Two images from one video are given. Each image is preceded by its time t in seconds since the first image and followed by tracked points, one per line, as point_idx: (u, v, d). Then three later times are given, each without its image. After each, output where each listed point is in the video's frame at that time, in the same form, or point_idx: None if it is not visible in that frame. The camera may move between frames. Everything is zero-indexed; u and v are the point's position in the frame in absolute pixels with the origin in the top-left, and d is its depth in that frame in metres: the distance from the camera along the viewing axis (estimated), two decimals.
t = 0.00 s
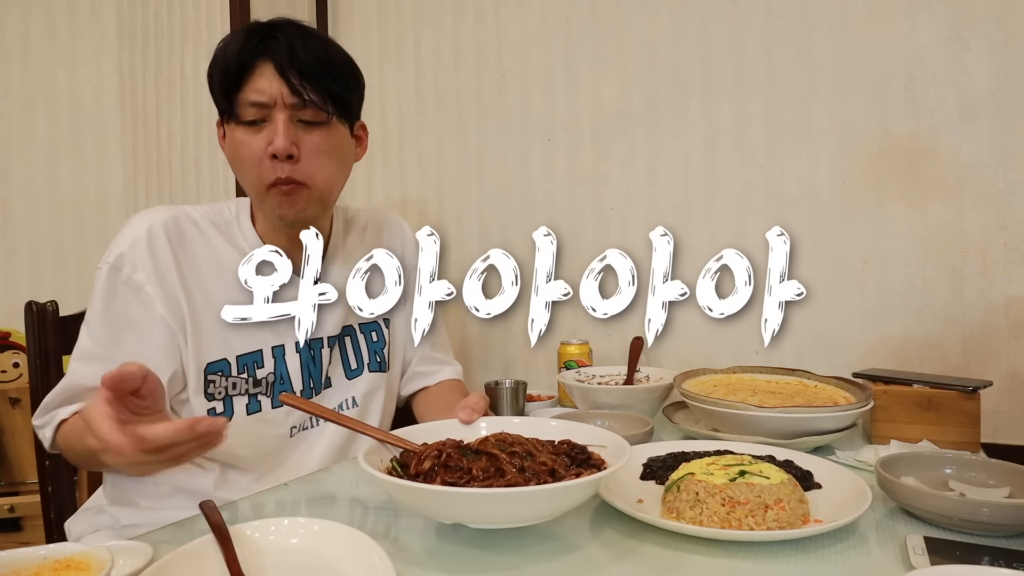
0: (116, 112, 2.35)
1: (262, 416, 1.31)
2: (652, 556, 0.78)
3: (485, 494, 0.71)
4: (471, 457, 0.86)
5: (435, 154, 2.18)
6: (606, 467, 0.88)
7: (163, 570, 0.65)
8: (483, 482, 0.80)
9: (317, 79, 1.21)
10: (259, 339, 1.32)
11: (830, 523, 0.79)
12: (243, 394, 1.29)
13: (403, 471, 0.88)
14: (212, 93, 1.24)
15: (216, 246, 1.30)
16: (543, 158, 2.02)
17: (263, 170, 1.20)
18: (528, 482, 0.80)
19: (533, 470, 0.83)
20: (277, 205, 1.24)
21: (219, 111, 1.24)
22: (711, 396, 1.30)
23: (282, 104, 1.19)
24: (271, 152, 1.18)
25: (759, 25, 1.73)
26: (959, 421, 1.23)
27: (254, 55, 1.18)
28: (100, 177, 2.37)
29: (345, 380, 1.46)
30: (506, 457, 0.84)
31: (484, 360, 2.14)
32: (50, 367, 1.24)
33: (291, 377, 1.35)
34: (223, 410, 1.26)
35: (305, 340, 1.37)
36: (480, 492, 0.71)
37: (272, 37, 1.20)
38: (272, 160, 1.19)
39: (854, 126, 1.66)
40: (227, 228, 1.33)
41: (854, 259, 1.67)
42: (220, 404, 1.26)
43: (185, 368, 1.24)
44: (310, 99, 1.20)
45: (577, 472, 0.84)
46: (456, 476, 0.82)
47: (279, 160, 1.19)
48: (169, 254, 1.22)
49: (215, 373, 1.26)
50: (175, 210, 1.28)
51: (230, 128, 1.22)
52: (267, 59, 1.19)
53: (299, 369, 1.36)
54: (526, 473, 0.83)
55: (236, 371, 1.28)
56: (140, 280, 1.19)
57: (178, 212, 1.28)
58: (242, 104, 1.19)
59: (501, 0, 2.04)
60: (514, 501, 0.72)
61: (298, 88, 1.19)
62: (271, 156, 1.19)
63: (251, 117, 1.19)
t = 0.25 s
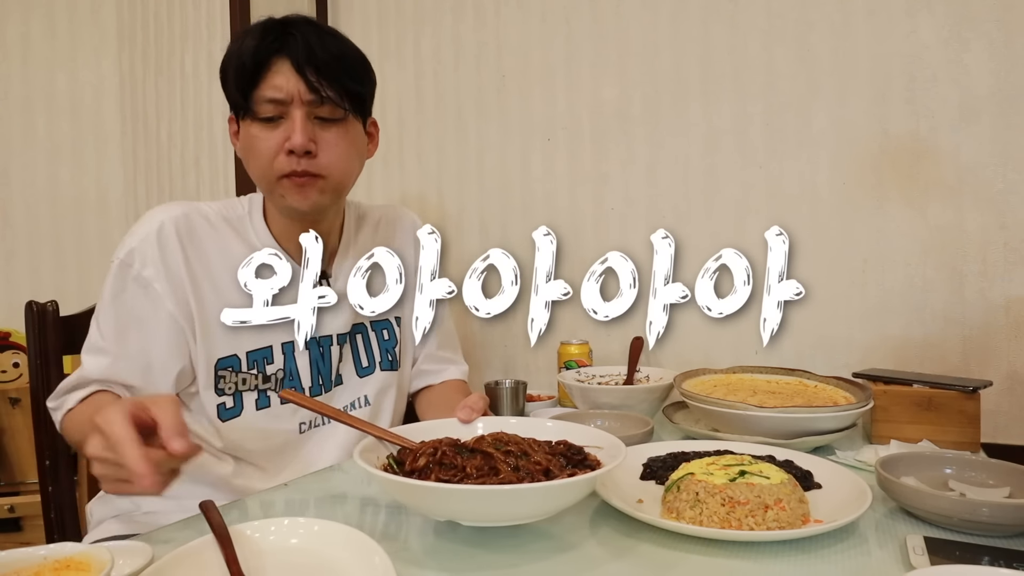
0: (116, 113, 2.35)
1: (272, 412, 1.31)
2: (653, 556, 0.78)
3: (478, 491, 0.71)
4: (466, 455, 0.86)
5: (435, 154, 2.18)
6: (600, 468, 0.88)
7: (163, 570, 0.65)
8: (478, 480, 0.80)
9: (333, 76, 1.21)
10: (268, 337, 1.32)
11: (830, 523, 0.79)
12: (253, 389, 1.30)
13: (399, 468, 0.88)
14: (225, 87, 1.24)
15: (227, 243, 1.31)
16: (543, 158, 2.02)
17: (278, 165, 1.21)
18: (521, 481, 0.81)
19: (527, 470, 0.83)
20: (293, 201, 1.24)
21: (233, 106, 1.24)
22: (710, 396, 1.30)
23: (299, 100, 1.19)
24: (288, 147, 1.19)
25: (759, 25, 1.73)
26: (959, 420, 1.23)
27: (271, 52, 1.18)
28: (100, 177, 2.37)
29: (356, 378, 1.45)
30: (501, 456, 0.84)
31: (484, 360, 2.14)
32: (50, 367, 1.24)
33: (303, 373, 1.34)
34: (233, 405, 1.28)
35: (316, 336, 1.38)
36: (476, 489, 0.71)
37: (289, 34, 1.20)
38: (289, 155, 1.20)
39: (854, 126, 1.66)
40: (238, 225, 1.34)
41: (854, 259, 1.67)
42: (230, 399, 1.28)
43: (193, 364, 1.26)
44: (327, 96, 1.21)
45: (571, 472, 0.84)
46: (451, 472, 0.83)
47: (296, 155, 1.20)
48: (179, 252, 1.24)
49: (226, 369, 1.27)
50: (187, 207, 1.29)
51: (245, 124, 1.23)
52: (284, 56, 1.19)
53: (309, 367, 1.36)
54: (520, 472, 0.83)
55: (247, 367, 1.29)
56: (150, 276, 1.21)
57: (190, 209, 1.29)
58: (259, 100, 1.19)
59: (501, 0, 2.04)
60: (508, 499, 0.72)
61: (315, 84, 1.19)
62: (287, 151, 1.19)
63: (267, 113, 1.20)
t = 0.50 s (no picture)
0: (116, 113, 2.35)
1: (281, 417, 1.30)
2: (653, 555, 0.78)
3: (470, 487, 0.71)
4: (471, 453, 0.86)
5: (435, 154, 2.18)
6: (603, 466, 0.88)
7: (162, 570, 0.65)
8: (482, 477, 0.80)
9: (374, 88, 1.23)
10: (276, 341, 1.30)
11: (830, 523, 0.79)
12: (262, 394, 1.29)
13: (403, 466, 0.88)
14: (259, 87, 1.21)
15: (234, 249, 1.29)
16: (543, 158, 2.02)
17: (317, 171, 1.20)
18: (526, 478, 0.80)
19: (531, 468, 0.83)
20: (327, 208, 1.23)
21: (264, 107, 1.21)
22: (711, 396, 1.30)
23: (343, 108, 1.20)
24: (331, 154, 1.18)
25: (759, 25, 1.73)
26: (960, 421, 1.23)
27: (316, 59, 1.17)
28: (100, 177, 2.37)
29: (361, 379, 1.46)
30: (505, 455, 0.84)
31: (484, 360, 2.13)
32: (50, 367, 1.24)
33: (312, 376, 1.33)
34: (243, 411, 1.27)
35: (324, 339, 1.36)
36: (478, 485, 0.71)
37: (334, 43, 1.20)
38: (330, 162, 1.20)
39: (854, 127, 1.66)
40: (242, 229, 1.32)
41: (854, 259, 1.67)
42: (240, 405, 1.27)
43: (201, 371, 1.24)
44: (369, 107, 1.23)
45: (576, 470, 0.84)
46: (457, 471, 0.83)
47: (337, 162, 1.19)
48: (189, 259, 1.21)
49: (235, 375, 1.26)
50: (192, 211, 1.26)
51: (280, 126, 1.20)
52: (329, 65, 1.19)
53: (318, 370, 1.35)
54: (524, 470, 0.83)
55: (255, 373, 1.28)
56: (162, 286, 1.18)
57: (195, 214, 1.26)
58: (302, 105, 1.18)
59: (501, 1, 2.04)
60: (500, 498, 0.72)
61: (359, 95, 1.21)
62: (329, 158, 1.19)
63: (310, 118, 1.19)
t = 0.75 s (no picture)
0: (116, 112, 2.35)
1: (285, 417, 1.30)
2: (653, 555, 0.78)
3: (474, 493, 0.71)
4: (471, 456, 0.86)
5: (435, 154, 2.18)
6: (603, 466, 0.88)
7: (163, 570, 0.65)
8: (483, 480, 0.80)
9: (394, 90, 1.27)
10: (282, 339, 1.30)
11: (830, 523, 0.79)
12: (266, 394, 1.28)
13: (402, 469, 0.88)
14: (280, 79, 1.22)
15: (239, 245, 1.28)
16: (543, 158, 2.02)
17: (337, 164, 1.21)
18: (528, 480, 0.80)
19: (531, 469, 0.83)
20: (342, 201, 1.23)
21: (284, 98, 1.22)
22: (711, 396, 1.30)
23: (365, 106, 1.22)
24: (353, 147, 1.20)
25: (759, 25, 1.73)
26: (959, 421, 1.23)
27: (342, 55, 1.20)
28: (100, 177, 2.38)
29: (363, 380, 1.45)
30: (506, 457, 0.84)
31: (484, 360, 2.13)
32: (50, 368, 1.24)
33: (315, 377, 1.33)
34: (247, 412, 1.26)
35: (327, 340, 1.36)
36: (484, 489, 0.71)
37: (359, 41, 1.23)
38: (350, 156, 1.21)
39: (854, 127, 1.66)
40: (245, 227, 1.32)
41: (854, 259, 1.67)
42: (245, 406, 1.25)
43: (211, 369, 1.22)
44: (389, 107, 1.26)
45: (576, 470, 0.84)
46: (458, 474, 0.82)
47: (358, 156, 1.21)
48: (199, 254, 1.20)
49: (240, 374, 1.25)
50: (195, 208, 1.24)
51: (300, 119, 1.21)
52: (354, 63, 1.22)
53: (321, 369, 1.34)
54: (524, 472, 0.83)
55: (259, 372, 1.27)
56: (176, 281, 1.16)
57: (198, 210, 1.25)
58: (326, 98, 1.20)
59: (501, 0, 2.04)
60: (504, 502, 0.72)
61: (379, 94, 1.24)
62: (350, 151, 1.20)
63: (333, 111, 1.20)
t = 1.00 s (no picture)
0: (116, 112, 2.35)
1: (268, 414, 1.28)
2: (652, 555, 0.78)
3: (478, 499, 0.71)
4: (472, 459, 0.86)
5: (435, 154, 2.18)
6: (604, 465, 0.88)
7: (162, 570, 0.65)
8: (485, 484, 0.80)
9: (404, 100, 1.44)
10: (268, 336, 1.30)
11: (830, 523, 0.79)
12: (250, 390, 1.26)
13: (403, 475, 0.87)
14: (303, 64, 1.33)
15: (227, 239, 1.28)
16: (543, 158, 2.02)
17: (349, 127, 1.27)
18: (531, 483, 0.80)
19: (533, 471, 0.83)
20: (350, 161, 1.26)
21: (306, 77, 1.32)
22: (711, 395, 1.30)
23: (381, 95, 1.35)
24: (368, 116, 1.28)
25: (759, 25, 1.73)
26: (959, 421, 1.23)
27: (371, 55, 1.38)
28: (101, 177, 2.38)
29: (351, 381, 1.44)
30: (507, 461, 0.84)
31: (484, 360, 2.14)
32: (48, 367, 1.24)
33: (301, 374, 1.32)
34: (230, 407, 1.24)
35: (316, 337, 1.36)
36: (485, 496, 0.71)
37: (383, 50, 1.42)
38: (364, 125, 1.28)
39: (853, 127, 1.66)
40: (235, 221, 1.32)
41: (854, 259, 1.67)
42: (228, 401, 1.24)
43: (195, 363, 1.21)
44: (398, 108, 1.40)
45: (577, 470, 0.84)
46: (459, 478, 0.82)
47: (370, 126, 1.29)
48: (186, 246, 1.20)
49: (223, 368, 1.23)
50: (184, 200, 1.25)
51: (319, 88, 1.29)
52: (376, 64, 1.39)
53: (308, 368, 1.33)
54: (526, 474, 0.83)
55: (244, 367, 1.26)
56: (163, 272, 1.16)
57: (187, 202, 1.25)
58: (350, 76, 1.32)
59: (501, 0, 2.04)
60: (511, 506, 0.72)
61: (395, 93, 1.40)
62: (365, 119, 1.28)
63: (354, 86, 1.31)
